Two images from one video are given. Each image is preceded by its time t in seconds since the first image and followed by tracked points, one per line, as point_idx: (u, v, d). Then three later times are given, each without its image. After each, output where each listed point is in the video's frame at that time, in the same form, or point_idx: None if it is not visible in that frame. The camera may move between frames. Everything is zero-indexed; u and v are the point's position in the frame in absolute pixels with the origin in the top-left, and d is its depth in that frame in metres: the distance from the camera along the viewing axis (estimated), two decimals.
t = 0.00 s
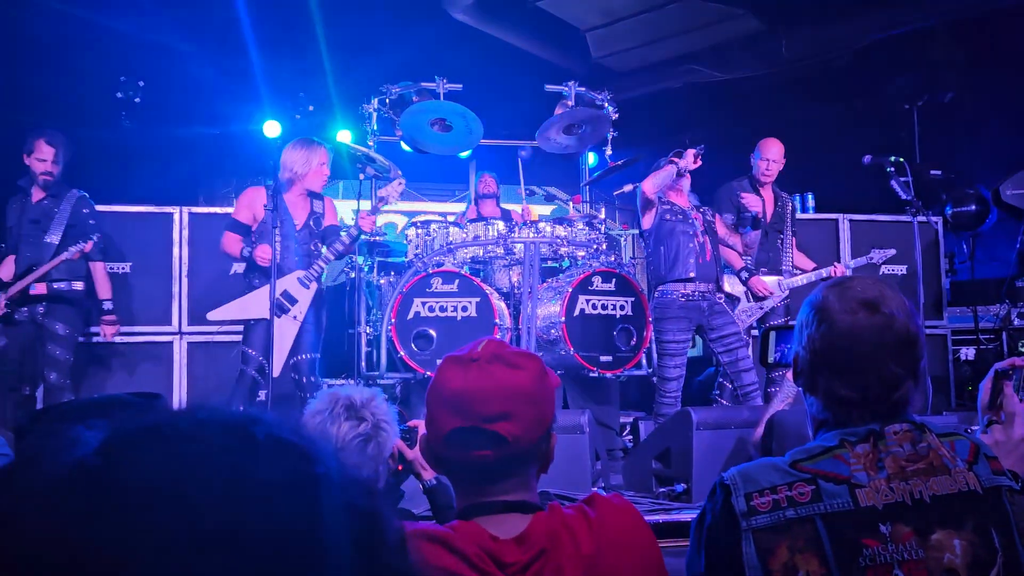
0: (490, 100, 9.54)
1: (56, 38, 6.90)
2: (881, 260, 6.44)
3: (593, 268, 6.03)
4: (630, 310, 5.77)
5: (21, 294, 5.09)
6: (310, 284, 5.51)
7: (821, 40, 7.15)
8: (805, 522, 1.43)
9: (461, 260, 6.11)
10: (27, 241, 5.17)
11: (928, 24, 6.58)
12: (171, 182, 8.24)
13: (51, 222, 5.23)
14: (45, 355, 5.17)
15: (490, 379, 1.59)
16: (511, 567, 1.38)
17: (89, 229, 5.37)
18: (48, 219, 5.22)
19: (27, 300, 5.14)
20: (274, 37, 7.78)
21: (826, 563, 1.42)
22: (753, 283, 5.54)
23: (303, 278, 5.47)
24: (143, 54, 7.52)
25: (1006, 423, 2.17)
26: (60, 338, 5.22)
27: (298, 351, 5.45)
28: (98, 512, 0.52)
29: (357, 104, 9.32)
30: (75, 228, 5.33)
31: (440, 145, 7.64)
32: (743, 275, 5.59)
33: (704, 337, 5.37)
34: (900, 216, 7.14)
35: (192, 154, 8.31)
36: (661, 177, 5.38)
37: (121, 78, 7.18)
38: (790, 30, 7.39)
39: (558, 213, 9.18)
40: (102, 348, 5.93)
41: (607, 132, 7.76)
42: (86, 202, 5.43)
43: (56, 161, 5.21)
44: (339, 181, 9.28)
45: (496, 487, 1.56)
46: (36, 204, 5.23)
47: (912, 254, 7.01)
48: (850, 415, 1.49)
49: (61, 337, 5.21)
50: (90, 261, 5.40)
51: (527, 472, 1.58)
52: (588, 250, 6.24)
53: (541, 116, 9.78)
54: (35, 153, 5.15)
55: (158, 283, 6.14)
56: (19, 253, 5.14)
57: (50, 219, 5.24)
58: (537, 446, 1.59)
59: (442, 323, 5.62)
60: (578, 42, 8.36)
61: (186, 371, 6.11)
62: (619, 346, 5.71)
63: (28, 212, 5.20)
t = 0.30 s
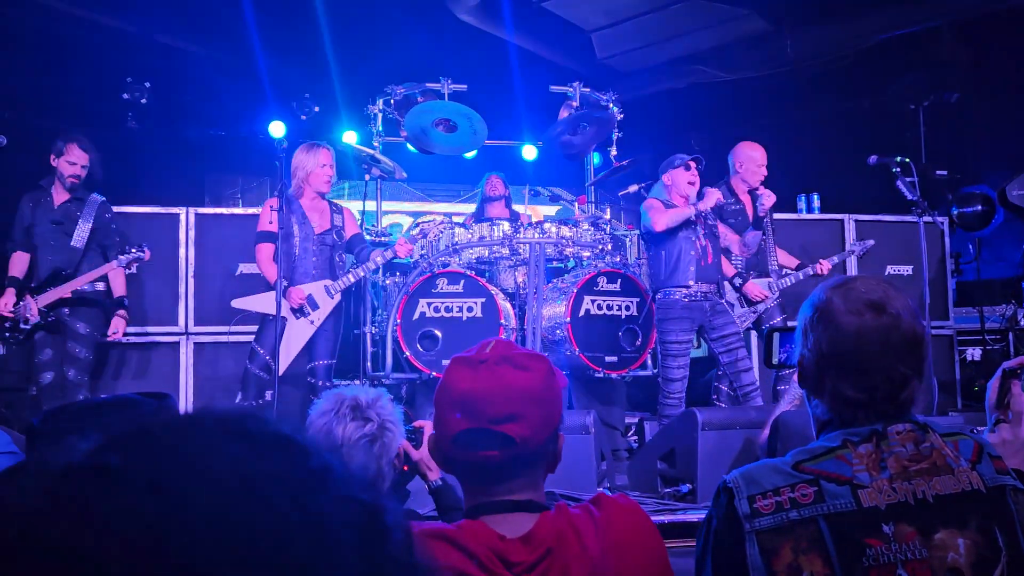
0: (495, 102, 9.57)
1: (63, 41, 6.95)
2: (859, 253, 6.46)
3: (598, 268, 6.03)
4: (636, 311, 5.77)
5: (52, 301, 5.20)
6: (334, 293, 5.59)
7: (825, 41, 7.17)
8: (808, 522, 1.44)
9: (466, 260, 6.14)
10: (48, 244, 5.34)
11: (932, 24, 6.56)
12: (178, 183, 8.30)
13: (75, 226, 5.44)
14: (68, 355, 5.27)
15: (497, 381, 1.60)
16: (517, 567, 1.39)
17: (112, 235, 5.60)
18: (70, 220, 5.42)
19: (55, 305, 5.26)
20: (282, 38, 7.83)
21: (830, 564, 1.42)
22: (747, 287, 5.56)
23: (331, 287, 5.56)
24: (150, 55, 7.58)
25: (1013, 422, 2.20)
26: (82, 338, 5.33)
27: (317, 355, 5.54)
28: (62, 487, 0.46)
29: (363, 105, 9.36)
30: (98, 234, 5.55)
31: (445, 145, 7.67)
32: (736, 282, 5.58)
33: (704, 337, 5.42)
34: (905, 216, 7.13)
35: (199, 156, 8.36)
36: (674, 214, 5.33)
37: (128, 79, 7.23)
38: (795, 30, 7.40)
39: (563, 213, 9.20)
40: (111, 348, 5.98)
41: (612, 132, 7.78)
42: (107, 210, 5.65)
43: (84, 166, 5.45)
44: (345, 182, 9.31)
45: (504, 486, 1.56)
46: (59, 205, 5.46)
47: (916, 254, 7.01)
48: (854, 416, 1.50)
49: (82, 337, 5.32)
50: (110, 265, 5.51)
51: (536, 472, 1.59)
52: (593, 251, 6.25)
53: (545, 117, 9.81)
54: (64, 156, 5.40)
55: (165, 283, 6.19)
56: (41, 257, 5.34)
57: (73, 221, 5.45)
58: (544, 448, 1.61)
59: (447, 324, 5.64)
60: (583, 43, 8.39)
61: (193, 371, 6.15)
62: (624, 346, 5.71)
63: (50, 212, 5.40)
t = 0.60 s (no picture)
0: (499, 102, 9.60)
1: (68, 42, 6.97)
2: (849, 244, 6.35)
3: (602, 268, 6.03)
4: (639, 310, 5.77)
5: (73, 303, 5.28)
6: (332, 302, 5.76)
7: (828, 40, 7.18)
8: (808, 522, 1.45)
9: (469, 260, 6.16)
10: (69, 250, 5.45)
11: (936, 23, 6.55)
12: (183, 184, 8.33)
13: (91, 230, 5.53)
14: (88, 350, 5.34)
15: (503, 378, 1.62)
16: (521, 567, 1.40)
17: (126, 231, 5.69)
18: (85, 224, 5.50)
19: (77, 306, 5.33)
20: (286, 37, 7.86)
21: (829, 563, 1.43)
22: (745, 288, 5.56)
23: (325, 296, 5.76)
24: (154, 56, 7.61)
25: (1014, 422, 2.19)
26: (101, 332, 5.39)
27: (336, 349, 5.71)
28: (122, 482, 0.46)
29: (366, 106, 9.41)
30: (114, 234, 5.63)
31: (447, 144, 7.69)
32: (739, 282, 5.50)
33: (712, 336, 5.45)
34: (908, 216, 7.13)
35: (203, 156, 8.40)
36: (688, 225, 5.35)
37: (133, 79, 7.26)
38: (798, 29, 7.42)
39: (566, 213, 9.20)
40: (116, 347, 6.00)
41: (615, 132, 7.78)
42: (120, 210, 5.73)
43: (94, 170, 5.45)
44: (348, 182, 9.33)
45: (509, 485, 1.57)
46: (73, 211, 5.54)
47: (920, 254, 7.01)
48: (854, 415, 1.50)
49: (104, 332, 5.39)
50: (121, 253, 5.63)
51: (541, 470, 1.59)
52: (597, 250, 6.26)
53: (548, 117, 9.83)
54: (77, 163, 5.42)
55: (170, 284, 6.21)
56: (63, 264, 5.44)
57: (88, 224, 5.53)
58: (550, 447, 1.61)
59: (450, 323, 5.64)
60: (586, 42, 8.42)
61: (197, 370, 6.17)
62: (628, 345, 5.72)
63: (65, 220, 5.48)
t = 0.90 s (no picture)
0: (500, 101, 9.61)
1: (71, 43, 6.98)
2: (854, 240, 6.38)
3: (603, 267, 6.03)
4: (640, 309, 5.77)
5: (82, 302, 5.33)
6: (338, 293, 5.81)
7: (829, 39, 7.20)
8: (806, 520, 1.45)
9: (470, 260, 6.17)
10: (80, 250, 5.45)
11: (938, 21, 6.55)
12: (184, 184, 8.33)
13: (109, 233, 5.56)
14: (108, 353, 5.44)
15: (500, 381, 1.62)
16: (520, 565, 1.40)
17: (139, 236, 5.74)
18: (101, 225, 5.52)
19: (86, 306, 5.38)
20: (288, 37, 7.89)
21: (827, 561, 1.44)
22: (755, 281, 5.53)
23: (332, 289, 5.76)
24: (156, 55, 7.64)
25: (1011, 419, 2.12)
26: (116, 334, 5.46)
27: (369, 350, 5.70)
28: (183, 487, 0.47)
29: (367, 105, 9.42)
30: (127, 235, 5.66)
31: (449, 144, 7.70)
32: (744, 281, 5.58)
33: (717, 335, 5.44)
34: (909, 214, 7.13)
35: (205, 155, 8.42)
36: (692, 221, 5.37)
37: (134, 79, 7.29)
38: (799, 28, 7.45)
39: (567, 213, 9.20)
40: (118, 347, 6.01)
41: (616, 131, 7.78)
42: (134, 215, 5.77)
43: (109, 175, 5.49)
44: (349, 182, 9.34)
45: (508, 484, 1.58)
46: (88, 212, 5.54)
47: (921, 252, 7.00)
48: (852, 413, 1.51)
49: (119, 333, 5.45)
50: (132, 256, 5.69)
51: (539, 468, 1.60)
52: (598, 250, 6.27)
53: (550, 117, 9.83)
54: (91, 165, 5.46)
55: (172, 283, 6.22)
56: (75, 262, 5.42)
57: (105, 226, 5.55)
58: (549, 446, 1.62)
59: (451, 323, 5.64)
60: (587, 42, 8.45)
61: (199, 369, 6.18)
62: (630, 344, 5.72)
63: (82, 219, 5.48)
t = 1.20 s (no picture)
0: (500, 100, 9.63)
1: (74, 42, 6.99)
2: (888, 233, 6.29)
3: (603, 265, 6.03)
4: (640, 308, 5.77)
5: (103, 305, 5.31)
6: (360, 302, 5.72)
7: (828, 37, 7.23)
8: (805, 514, 1.46)
9: (470, 259, 6.17)
10: (101, 251, 5.46)
11: (937, 20, 6.57)
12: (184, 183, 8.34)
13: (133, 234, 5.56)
14: (127, 353, 5.43)
15: (501, 377, 1.63)
16: (521, 563, 1.40)
17: (162, 239, 5.74)
18: (124, 227, 5.54)
19: (106, 309, 5.37)
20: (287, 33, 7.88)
21: (826, 556, 1.44)
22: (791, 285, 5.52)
23: (354, 297, 5.69)
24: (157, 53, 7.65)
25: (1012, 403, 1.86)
26: (137, 334, 5.46)
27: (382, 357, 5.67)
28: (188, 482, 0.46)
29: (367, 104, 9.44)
30: (150, 240, 5.67)
31: (449, 142, 7.71)
32: (779, 283, 5.55)
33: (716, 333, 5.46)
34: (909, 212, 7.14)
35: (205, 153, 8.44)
36: (689, 224, 5.34)
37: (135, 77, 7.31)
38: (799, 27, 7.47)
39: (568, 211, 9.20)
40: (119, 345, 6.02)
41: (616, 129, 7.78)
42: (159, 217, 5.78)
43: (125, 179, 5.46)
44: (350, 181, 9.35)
45: (508, 481, 1.58)
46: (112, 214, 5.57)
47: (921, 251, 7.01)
48: (852, 409, 1.52)
49: (139, 334, 5.46)
50: (155, 261, 5.66)
51: (539, 466, 1.61)
52: (598, 249, 6.27)
53: (551, 116, 9.85)
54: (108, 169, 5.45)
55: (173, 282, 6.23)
56: (97, 263, 5.44)
57: (129, 228, 5.56)
58: (549, 442, 1.63)
59: (452, 321, 5.65)
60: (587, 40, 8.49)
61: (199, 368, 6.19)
62: (630, 342, 5.72)
63: (105, 219, 5.51)
